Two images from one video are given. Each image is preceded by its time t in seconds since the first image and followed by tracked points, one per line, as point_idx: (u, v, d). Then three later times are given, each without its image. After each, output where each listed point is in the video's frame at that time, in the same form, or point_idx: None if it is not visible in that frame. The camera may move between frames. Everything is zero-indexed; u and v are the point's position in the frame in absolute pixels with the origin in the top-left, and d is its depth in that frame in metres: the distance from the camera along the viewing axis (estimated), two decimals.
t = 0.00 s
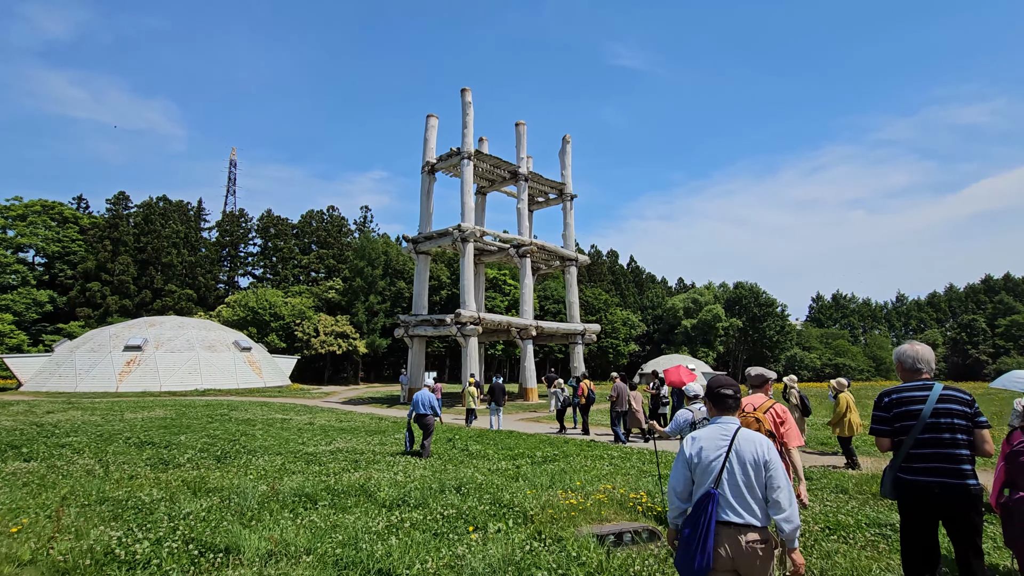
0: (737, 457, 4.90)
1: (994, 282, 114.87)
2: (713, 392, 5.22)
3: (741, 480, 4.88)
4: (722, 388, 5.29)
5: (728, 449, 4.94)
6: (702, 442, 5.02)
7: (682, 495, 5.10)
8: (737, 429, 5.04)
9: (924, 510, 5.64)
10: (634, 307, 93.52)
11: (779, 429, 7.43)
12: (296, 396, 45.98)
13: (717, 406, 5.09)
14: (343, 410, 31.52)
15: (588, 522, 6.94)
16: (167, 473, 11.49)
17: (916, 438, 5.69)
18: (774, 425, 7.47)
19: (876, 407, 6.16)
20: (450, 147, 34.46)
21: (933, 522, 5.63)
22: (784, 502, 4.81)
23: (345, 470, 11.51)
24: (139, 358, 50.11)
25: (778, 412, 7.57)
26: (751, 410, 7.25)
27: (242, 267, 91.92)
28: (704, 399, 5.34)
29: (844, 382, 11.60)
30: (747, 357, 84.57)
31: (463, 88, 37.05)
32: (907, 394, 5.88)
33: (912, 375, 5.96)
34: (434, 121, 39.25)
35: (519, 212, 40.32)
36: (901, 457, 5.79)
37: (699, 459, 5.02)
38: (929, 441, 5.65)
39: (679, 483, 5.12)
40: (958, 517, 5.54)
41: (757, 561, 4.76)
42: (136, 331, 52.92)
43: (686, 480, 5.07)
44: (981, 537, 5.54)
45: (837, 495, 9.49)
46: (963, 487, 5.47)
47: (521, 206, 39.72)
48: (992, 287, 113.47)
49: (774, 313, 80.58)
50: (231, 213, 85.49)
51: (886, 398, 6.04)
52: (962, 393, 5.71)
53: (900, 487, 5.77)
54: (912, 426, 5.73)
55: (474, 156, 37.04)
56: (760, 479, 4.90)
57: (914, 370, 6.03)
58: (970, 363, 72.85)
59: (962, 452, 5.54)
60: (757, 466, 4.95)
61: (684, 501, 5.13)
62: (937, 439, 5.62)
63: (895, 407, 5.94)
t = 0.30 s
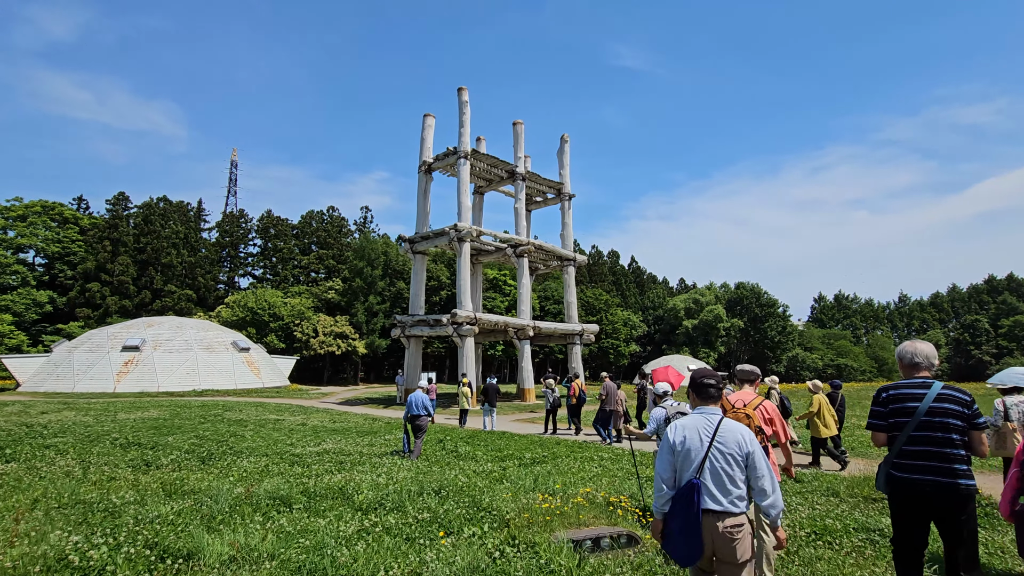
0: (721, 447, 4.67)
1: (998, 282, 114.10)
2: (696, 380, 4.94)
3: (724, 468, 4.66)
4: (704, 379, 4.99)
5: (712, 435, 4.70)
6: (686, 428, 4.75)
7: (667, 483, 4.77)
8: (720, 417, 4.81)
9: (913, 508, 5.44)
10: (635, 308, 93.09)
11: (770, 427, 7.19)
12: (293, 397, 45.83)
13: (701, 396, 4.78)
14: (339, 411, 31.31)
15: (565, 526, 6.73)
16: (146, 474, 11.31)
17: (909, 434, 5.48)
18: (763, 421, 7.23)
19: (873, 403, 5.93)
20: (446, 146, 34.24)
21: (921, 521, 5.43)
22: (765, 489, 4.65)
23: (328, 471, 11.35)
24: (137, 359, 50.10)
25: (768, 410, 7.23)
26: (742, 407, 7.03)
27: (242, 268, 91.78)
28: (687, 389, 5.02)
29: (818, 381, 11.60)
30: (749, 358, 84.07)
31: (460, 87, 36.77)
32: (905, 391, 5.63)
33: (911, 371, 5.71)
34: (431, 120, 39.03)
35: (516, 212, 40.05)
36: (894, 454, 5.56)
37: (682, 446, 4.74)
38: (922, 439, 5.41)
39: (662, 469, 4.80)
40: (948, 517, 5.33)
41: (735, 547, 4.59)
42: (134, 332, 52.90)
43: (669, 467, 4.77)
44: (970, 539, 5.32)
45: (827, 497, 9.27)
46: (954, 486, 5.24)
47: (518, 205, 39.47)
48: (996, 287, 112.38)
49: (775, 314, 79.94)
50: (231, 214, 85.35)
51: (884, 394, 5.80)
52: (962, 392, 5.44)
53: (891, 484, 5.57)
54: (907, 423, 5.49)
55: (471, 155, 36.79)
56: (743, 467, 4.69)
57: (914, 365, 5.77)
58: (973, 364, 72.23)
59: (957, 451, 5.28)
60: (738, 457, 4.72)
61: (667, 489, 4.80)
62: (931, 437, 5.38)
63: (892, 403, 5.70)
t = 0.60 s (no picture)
0: (685, 459, 4.42)
1: (1001, 283, 113.29)
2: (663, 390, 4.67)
3: (687, 478, 4.42)
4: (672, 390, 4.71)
5: (677, 445, 4.48)
6: (652, 440, 4.54)
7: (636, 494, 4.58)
8: (687, 429, 4.57)
9: (897, 516, 5.17)
10: (636, 308, 92.67)
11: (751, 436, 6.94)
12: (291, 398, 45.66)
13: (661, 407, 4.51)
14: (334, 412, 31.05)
15: (539, 536, 6.47)
16: (123, 478, 11.06)
17: (891, 440, 5.23)
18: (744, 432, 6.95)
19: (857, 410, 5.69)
20: (442, 146, 34.01)
21: (904, 530, 5.16)
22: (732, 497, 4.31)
23: (310, 475, 11.11)
24: (134, 360, 49.97)
25: (748, 423, 6.97)
26: (723, 420, 6.72)
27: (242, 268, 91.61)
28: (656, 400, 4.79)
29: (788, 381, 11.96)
30: (750, 359, 83.52)
31: (456, 86, 36.52)
32: (887, 397, 5.39)
33: (893, 377, 5.48)
34: (427, 120, 38.83)
35: (513, 212, 39.80)
36: (877, 462, 5.32)
37: (648, 458, 4.55)
38: (905, 445, 5.16)
39: (632, 480, 4.61)
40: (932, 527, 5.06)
41: (700, 556, 4.35)
42: (131, 333, 52.76)
43: (635, 478, 4.58)
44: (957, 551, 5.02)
45: (816, 503, 9.00)
46: (935, 493, 4.98)
47: (516, 205, 39.21)
48: (999, 287, 111.59)
49: (777, 314, 79.36)
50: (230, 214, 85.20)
51: (867, 400, 5.57)
52: (944, 398, 5.21)
53: (874, 491, 5.34)
54: (889, 429, 5.26)
55: (468, 155, 36.54)
56: (706, 477, 4.43)
57: (897, 370, 5.54)
58: (976, 365, 71.60)
59: (938, 459, 5.03)
60: (704, 468, 4.44)
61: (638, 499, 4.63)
62: (913, 444, 5.13)
63: (875, 410, 5.47)
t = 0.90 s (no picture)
0: (653, 444, 4.47)
1: (1004, 284, 112.45)
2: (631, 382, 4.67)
3: (655, 463, 4.46)
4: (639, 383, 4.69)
5: (645, 432, 4.52)
6: (622, 429, 4.56)
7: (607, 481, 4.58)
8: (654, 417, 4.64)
9: (883, 519, 4.91)
10: (636, 308, 92.33)
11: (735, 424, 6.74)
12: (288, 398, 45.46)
13: (629, 398, 4.53)
14: (329, 413, 30.81)
15: (513, 541, 6.19)
16: (100, 481, 10.79)
17: (872, 441, 4.99)
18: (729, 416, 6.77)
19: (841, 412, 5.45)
20: (438, 144, 33.76)
21: (893, 533, 4.91)
22: (692, 479, 4.40)
23: (291, 477, 10.84)
24: (131, 360, 49.79)
25: (733, 407, 6.76)
26: (709, 406, 6.50)
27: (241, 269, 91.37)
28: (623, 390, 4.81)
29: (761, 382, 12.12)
30: (751, 359, 82.98)
31: (453, 84, 36.29)
32: (869, 399, 5.13)
33: (873, 380, 5.24)
34: (424, 118, 38.61)
35: (511, 211, 39.54)
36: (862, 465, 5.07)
37: (619, 447, 4.57)
38: (885, 447, 4.91)
39: (603, 468, 4.60)
40: (920, 527, 4.79)
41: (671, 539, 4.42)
42: (128, 333, 52.54)
43: (607, 466, 4.58)
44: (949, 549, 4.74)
45: (809, 507, 8.69)
46: (919, 494, 4.72)
47: (513, 205, 38.95)
48: (1002, 287, 110.75)
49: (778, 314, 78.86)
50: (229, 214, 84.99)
51: (850, 403, 5.32)
52: (922, 397, 4.92)
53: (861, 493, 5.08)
54: (869, 431, 5.02)
55: (464, 154, 36.30)
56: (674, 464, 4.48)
57: (880, 371, 5.27)
58: (979, 366, 70.90)
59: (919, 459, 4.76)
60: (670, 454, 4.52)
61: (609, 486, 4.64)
62: (893, 445, 4.87)
63: (858, 412, 5.21)
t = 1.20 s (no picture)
0: (634, 453, 4.20)
1: (1007, 284, 111.73)
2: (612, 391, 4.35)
3: (636, 474, 4.19)
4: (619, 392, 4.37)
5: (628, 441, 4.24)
6: (604, 438, 4.27)
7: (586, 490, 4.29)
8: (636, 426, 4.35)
9: (879, 528, 4.67)
10: (636, 309, 91.94)
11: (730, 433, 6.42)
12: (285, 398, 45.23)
13: (612, 407, 4.21)
14: (322, 413, 30.60)
15: (484, 550, 5.91)
16: (75, 483, 10.55)
17: (870, 447, 4.70)
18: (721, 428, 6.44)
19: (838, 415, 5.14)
20: (434, 143, 33.47)
21: (889, 542, 4.65)
22: (670, 489, 4.16)
23: (271, 480, 10.58)
24: (127, 360, 49.59)
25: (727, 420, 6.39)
26: (705, 415, 6.21)
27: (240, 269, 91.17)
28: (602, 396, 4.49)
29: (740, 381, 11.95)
30: (751, 360, 82.53)
31: (449, 82, 35.97)
32: (869, 404, 4.82)
33: (875, 384, 4.91)
34: (420, 117, 38.35)
35: (508, 210, 39.23)
36: (859, 472, 4.77)
37: (600, 456, 4.26)
38: (884, 456, 4.62)
39: (581, 477, 4.32)
40: (915, 535, 4.54)
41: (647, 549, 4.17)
42: (125, 333, 52.30)
43: (586, 474, 4.29)
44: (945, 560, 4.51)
45: (800, 512, 8.41)
46: (914, 503, 4.47)
47: (510, 204, 38.63)
48: (1004, 288, 110.05)
49: (777, 315, 78.49)
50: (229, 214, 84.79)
51: (849, 406, 5.00)
52: (925, 404, 4.60)
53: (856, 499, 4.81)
54: (867, 436, 4.73)
55: (460, 153, 36.00)
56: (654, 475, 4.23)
57: (881, 375, 4.95)
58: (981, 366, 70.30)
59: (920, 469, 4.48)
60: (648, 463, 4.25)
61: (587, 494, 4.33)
62: (892, 453, 4.59)
63: (855, 416, 4.90)
